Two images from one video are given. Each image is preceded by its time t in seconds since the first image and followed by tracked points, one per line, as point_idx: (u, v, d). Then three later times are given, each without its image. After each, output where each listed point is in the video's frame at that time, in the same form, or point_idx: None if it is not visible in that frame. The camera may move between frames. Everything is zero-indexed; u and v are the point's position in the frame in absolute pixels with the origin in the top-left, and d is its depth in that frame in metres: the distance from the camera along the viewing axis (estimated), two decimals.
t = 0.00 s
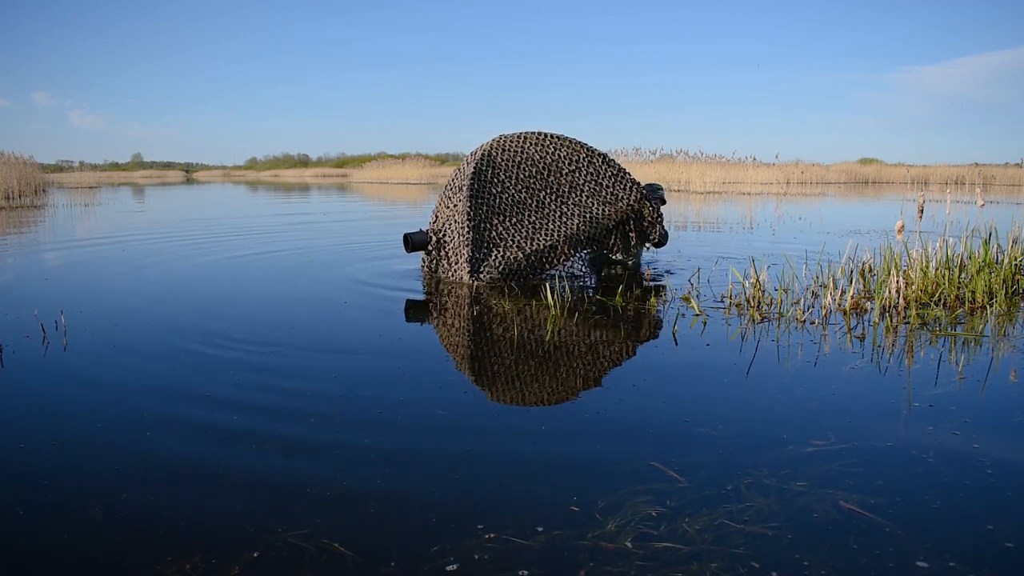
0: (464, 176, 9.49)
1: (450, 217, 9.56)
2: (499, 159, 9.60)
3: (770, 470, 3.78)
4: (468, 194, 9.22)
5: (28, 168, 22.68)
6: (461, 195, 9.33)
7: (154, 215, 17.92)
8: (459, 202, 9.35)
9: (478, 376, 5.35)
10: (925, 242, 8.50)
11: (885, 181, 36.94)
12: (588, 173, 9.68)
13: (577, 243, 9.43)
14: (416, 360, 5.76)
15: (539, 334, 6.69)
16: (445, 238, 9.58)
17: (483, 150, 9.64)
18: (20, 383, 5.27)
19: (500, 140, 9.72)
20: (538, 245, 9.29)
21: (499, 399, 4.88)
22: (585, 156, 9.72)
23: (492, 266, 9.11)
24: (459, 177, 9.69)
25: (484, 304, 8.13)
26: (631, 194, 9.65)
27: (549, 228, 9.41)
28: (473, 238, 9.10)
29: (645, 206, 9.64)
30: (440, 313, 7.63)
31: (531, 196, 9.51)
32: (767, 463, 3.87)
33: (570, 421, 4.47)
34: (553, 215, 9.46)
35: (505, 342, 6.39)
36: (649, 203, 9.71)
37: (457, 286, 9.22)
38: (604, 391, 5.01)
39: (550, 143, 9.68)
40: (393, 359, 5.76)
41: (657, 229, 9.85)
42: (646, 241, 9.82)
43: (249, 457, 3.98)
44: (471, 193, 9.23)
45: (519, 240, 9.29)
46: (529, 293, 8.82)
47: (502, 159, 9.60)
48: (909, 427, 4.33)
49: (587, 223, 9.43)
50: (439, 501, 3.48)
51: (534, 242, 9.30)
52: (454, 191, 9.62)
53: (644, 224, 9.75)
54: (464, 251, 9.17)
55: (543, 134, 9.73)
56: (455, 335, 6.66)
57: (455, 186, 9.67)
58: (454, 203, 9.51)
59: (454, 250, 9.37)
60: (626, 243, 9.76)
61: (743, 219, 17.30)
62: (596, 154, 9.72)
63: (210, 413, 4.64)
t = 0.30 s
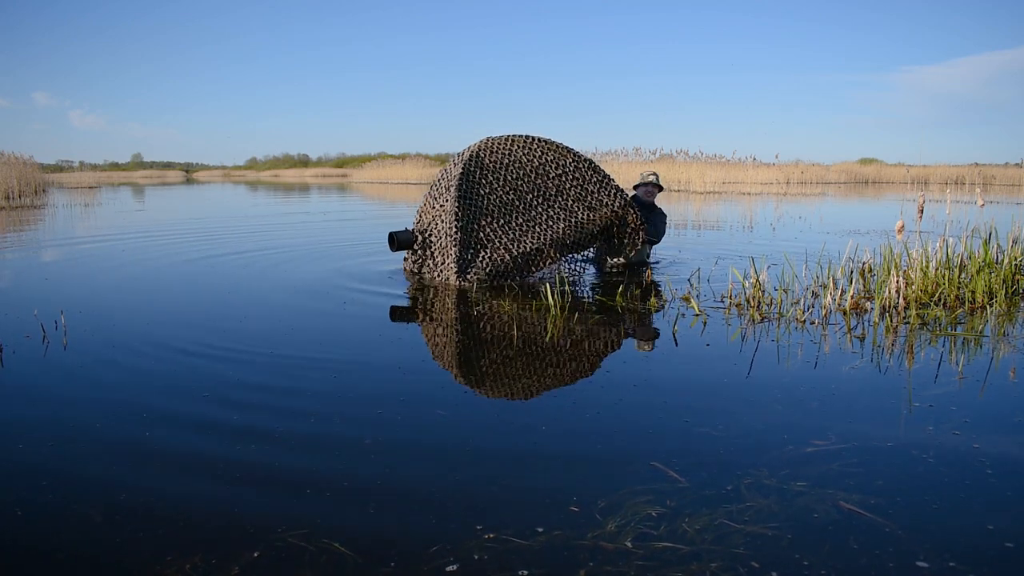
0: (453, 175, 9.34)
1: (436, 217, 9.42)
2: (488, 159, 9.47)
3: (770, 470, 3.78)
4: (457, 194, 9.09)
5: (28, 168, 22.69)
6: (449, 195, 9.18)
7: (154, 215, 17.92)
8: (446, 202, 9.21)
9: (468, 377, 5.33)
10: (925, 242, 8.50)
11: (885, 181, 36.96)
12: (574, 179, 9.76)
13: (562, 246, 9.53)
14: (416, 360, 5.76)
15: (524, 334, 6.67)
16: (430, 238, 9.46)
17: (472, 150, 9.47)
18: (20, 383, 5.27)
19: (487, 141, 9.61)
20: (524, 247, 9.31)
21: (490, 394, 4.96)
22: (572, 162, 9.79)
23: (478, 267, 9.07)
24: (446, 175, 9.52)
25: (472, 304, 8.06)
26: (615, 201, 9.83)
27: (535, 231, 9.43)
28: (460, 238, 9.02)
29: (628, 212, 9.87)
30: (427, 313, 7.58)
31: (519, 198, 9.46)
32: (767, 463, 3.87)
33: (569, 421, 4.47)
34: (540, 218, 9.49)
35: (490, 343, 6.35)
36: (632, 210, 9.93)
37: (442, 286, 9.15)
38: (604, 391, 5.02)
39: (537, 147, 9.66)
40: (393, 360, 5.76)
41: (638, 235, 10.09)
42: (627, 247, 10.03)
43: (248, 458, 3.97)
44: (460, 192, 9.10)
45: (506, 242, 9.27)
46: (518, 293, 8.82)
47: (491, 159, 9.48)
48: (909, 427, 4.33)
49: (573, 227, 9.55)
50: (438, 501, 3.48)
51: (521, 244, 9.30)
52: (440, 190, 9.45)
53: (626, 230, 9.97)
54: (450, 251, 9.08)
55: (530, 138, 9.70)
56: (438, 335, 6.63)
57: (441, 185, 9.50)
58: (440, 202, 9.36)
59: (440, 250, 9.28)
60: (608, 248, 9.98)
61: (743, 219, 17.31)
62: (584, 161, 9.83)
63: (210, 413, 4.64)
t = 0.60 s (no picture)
0: (444, 174, 9.22)
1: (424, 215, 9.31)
2: (480, 160, 9.37)
3: (770, 470, 3.78)
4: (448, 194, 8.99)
5: (28, 168, 22.69)
6: (440, 195, 9.07)
7: (153, 215, 17.92)
8: (436, 201, 9.10)
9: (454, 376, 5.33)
10: (925, 242, 8.49)
11: (885, 181, 36.95)
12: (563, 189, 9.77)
13: (546, 254, 9.58)
14: (416, 360, 5.76)
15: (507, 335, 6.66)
16: (416, 236, 9.37)
17: (464, 150, 9.37)
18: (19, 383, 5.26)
19: (479, 144, 9.48)
20: (510, 252, 9.31)
21: (480, 393, 4.97)
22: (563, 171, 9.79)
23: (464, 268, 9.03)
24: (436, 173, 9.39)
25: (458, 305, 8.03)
26: (602, 216, 9.91)
27: (522, 237, 9.42)
28: (448, 238, 8.95)
29: (612, 227, 9.97)
30: (412, 313, 7.55)
31: (509, 202, 9.41)
32: (767, 463, 3.87)
33: (569, 421, 4.46)
34: (528, 225, 9.49)
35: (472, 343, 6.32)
36: (616, 225, 10.03)
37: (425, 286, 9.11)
38: (604, 391, 5.01)
39: (528, 153, 9.59)
40: (393, 360, 5.76)
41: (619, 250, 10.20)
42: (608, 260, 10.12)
43: (247, 458, 3.97)
44: (451, 192, 9.01)
45: (492, 245, 9.24)
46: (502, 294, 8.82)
47: (483, 161, 9.39)
48: (909, 428, 4.32)
49: (558, 237, 9.58)
50: (437, 501, 3.48)
51: (507, 248, 9.29)
52: (429, 188, 9.33)
53: (610, 243, 10.07)
54: (436, 251, 9.02)
55: (522, 145, 9.62)
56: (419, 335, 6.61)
57: (431, 182, 9.38)
58: (429, 201, 9.25)
59: (426, 250, 9.21)
60: (590, 261, 10.02)
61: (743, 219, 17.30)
62: (574, 172, 9.83)
63: (210, 413, 4.63)
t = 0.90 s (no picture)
0: (435, 173, 9.17)
1: (413, 213, 9.26)
2: (471, 158, 9.31)
3: (770, 470, 3.78)
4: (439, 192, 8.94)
5: (28, 168, 22.69)
6: (430, 193, 9.02)
7: (153, 215, 17.91)
8: (426, 200, 9.05)
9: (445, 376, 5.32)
10: (925, 242, 8.49)
11: (885, 181, 36.96)
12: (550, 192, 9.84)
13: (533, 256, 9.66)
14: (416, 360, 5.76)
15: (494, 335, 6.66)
16: (404, 235, 9.34)
17: (455, 149, 9.32)
18: (19, 383, 5.25)
19: (470, 143, 9.42)
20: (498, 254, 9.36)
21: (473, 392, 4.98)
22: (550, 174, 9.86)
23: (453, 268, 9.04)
24: (426, 171, 9.33)
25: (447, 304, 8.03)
26: (587, 219, 10.05)
27: (510, 238, 9.48)
28: (438, 238, 8.93)
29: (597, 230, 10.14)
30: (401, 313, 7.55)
31: (498, 202, 9.42)
32: (767, 463, 3.87)
33: (568, 420, 4.46)
34: (516, 226, 9.54)
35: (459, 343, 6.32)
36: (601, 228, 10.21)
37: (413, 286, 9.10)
38: (603, 391, 5.01)
39: (517, 154, 9.60)
40: (393, 360, 5.75)
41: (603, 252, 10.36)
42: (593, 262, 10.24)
43: (246, 458, 3.97)
44: (443, 191, 8.97)
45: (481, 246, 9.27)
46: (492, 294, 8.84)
47: (474, 159, 9.34)
48: (909, 427, 4.32)
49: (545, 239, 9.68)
50: (436, 501, 3.48)
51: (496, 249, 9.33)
52: (419, 187, 9.27)
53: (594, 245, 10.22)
54: (426, 250, 8.99)
55: (511, 146, 9.62)
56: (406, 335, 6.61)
57: (420, 180, 9.32)
58: (419, 199, 9.20)
59: (415, 249, 9.18)
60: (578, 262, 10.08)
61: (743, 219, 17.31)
62: (562, 175, 9.91)
63: (210, 413, 4.63)
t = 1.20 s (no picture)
0: (433, 172, 9.16)
1: (411, 212, 9.24)
2: (469, 159, 9.33)
3: (771, 470, 3.78)
4: (438, 191, 8.93)
5: (28, 168, 22.68)
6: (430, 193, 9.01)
7: (153, 215, 17.90)
8: (425, 199, 9.04)
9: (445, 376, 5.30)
10: (925, 242, 8.49)
11: (885, 181, 36.96)
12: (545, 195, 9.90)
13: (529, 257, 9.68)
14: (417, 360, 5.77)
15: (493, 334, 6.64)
16: (402, 234, 9.30)
17: (453, 150, 9.34)
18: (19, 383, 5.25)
19: (468, 145, 9.45)
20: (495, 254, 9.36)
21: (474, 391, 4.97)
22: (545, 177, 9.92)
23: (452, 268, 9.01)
24: (424, 171, 9.33)
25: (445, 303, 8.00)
26: (582, 222, 10.12)
27: (507, 239, 9.48)
28: (437, 237, 8.91)
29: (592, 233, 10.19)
30: (399, 313, 7.52)
31: (496, 203, 9.43)
32: (767, 463, 3.86)
33: (569, 420, 4.46)
34: (513, 227, 9.54)
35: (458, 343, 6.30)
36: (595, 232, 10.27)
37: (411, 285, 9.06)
38: (603, 391, 5.00)
39: (514, 157, 9.65)
40: (393, 360, 5.75)
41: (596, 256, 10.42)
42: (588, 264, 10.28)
43: (246, 458, 3.97)
44: (442, 191, 8.96)
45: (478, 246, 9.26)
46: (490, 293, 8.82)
47: (472, 160, 9.36)
48: (909, 428, 4.32)
49: (541, 241, 9.71)
50: (436, 502, 3.47)
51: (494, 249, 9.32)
52: (417, 186, 9.26)
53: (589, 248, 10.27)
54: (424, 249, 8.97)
55: (508, 149, 9.67)
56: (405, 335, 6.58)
57: (418, 180, 9.31)
58: (417, 199, 9.18)
59: (414, 249, 9.15)
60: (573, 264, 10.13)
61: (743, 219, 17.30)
62: (557, 178, 9.98)
63: (210, 413, 4.63)
